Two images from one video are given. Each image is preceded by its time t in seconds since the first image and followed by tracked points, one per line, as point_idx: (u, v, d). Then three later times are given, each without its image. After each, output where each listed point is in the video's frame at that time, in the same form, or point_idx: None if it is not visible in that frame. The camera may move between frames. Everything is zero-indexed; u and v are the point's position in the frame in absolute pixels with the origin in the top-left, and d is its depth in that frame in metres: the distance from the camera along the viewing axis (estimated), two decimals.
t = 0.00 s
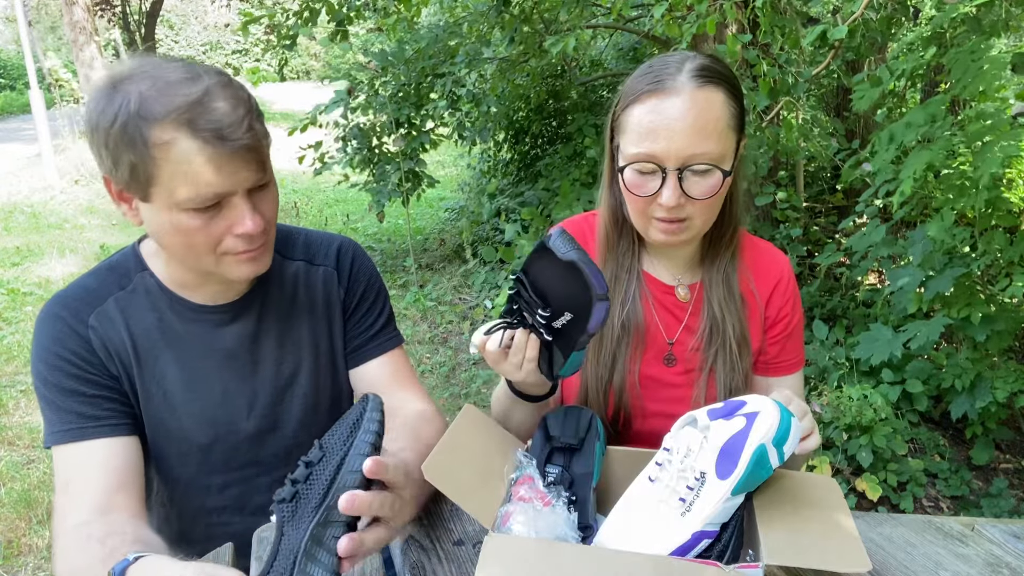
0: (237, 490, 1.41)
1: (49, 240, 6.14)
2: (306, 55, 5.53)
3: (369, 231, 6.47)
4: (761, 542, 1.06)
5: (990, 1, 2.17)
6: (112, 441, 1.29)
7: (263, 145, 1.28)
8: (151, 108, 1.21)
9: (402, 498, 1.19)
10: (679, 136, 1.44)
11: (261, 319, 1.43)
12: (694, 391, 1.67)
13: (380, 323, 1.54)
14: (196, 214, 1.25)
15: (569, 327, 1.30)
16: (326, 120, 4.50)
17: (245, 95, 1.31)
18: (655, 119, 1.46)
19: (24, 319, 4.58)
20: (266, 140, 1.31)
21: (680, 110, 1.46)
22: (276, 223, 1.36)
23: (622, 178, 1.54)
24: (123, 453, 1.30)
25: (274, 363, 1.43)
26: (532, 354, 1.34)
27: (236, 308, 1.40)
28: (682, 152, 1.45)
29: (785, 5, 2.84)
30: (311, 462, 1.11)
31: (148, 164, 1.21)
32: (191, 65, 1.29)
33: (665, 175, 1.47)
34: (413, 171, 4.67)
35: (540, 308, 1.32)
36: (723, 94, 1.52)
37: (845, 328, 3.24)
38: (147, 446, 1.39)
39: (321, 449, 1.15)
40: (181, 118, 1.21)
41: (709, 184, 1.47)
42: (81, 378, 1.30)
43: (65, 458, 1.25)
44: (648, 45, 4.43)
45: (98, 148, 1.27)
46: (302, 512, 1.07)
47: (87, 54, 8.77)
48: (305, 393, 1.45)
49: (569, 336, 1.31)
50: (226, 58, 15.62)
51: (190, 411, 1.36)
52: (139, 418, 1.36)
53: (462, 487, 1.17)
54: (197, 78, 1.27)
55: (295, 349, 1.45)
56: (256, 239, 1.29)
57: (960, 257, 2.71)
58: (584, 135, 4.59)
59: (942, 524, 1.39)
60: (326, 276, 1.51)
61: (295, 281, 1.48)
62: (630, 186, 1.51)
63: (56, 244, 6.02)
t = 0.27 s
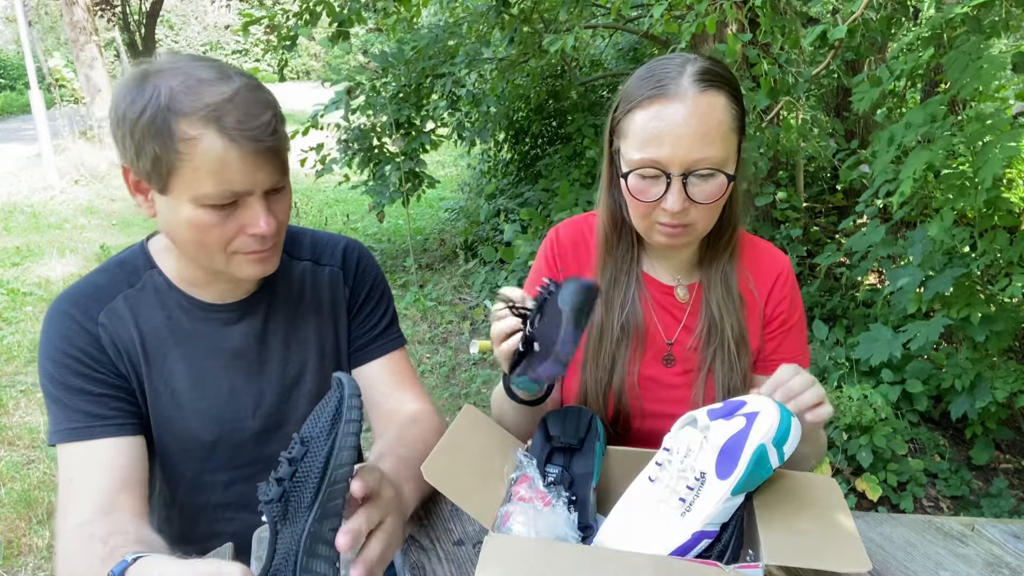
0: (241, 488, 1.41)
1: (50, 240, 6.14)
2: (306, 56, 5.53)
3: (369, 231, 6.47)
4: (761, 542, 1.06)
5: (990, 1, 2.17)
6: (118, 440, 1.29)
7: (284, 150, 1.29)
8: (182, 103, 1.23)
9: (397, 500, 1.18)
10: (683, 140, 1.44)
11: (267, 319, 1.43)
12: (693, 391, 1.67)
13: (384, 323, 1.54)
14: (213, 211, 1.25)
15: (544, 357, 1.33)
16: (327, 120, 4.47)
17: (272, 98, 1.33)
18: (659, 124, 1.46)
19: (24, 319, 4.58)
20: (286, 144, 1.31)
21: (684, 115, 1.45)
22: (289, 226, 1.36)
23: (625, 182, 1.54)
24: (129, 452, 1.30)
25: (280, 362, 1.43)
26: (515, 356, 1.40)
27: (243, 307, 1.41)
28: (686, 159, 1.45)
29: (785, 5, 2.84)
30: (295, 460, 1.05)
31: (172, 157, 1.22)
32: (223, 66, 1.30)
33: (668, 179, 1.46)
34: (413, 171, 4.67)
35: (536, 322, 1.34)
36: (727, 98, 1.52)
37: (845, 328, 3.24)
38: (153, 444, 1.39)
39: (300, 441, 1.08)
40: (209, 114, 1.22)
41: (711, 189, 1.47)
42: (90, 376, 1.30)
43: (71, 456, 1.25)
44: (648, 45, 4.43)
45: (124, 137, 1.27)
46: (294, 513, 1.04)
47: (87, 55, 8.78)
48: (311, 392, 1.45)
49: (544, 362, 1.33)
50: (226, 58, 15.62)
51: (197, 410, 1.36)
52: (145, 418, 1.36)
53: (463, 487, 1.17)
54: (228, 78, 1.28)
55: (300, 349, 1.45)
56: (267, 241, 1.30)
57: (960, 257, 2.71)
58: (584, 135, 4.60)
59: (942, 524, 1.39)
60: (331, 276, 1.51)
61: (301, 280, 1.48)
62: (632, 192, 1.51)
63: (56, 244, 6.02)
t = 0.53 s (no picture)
0: (242, 487, 1.41)
1: (50, 240, 6.14)
2: (306, 56, 5.53)
3: (369, 231, 6.47)
4: (761, 541, 1.06)
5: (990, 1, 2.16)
6: (116, 441, 1.29)
7: (297, 155, 1.30)
8: (199, 103, 1.24)
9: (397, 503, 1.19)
10: (682, 142, 1.44)
11: (270, 318, 1.43)
12: (689, 391, 1.68)
13: (386, 323, 1.54)
14: (225, 210, 1.25)
15: (547, 416, 1.32)
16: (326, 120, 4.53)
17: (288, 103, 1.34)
18: (659, 125, 1.46)
19: (24, 319, 4.58)
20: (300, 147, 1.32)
21: (684, 117, 1.45)
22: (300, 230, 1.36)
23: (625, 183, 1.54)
24: (128, 452, 1.30)
25: (283, 362, 1.43)
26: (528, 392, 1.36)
27: (246, 307, 1.41)
28: (686, 160, 1.45)
29: (785, 5, 2.84)
30: (298, 461, 0.98)
31: (187, 154, 1.22)
32: (241, 70, 1.32)
33: (668, 182, 1.47)
34: (414, 171, 4.65)
35: (585, 396, 1.30)
36: (728, 100, 1.52)
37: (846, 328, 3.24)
38: (154, 444, 1.39)
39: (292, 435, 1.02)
40: (226, 116, 1.22)
41: (712, 190, 1.48)
42: (91, 377, 1.30)
43: (70, 456, 1.25)
44: (648, 45, 4.43)
45: (140, 133, 1.28)
46: (299, 510, 1.00)
47: (87, 54, 8.77)
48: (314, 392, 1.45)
49: (547, 415, 1.33)
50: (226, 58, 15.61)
51: (199, 410, 1.36)
52: (147, 418, 1.36)
53: (462, 487, 1.17)
54: (246, 83, 1.29)
55: (303, 349, 1.45)
56: (276, 243, 1.30)
57: (960, 257, 2.71)
58: (584, 135, 4.60)
59: (942, 524, 1.39)
60: (334, 275, 1.51)
61: (303, 280, 1.48)
62: (632, 194, 1.51)
63: (56, 244, 6.02)
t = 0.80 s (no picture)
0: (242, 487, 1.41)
1: (50, 240, 6.14)
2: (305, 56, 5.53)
3: (369, 231, 6.47)
4: (761, 542, 1.06)
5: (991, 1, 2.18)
6: (113, 442, 1.29)
7: (294, 153, 1.30)
8: (194, 103, 1.23)
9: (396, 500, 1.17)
10: (679, 143, 1.44)
11: (268, 319, 1.43)
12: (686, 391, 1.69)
13: (384, 323, 1.54)
14: (222, 211, 1.25)
15: (529, 424, 1.24)
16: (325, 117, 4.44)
17: (286, 103, 1.33)
18: (655, 126, 1.46)
19: (24, 319, 4.58)
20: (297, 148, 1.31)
21: (681, 119, 1.45)
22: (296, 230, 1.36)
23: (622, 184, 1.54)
24: (125, 453, 1.30)
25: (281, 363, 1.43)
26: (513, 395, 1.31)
27: (244, 308, 1.41)
28: (683, 160, 1.44)
29: (785, 5, 2.84)
30: (274, 466, 0.98)
31: (182, 156, 1.22)
32: (237, 69, 1.31)
33: (665, 182, 1.47)
34: (413, 171, 4.61)
35: (570, 405, 1.22)
36: (725, 101, 1.52)
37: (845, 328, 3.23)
38: (153, 445, 1.39)
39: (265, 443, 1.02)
40: (220, 117, 1.22)
41: (709, 190, 1.47)
42: (89, 378, 1.30)
43: (68, 456, 1.25)
44: (648, 45, 4.43)
45: (135, 136, 1.28)
46: (287, 511, 1.01)
47: (87, 54, 8.77)
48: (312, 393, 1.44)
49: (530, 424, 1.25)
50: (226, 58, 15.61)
51: (197, 411, 1.36)
52: (145, 419, 1.36)
53: (461, 488, 1.17)
54: (240, 80, 1.29)
55: (301, 349, 1.45)
56: (272, 243, 1.29)
57: (960, 257, 2.71)
58: (584, 135, 4.59)
59: (942, 524, 1.39)
60: (332, 275, 1.51)
61: (301, 280, 1.48)
62: (630, 194, 1.52)
63: (55, 244, 6.02)
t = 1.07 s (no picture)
0: (241, 487, 1.41)
1: (50, 240, 6.14)
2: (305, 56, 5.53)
3: (369, 231, 6.47)
4: (761, 546, 1.07)
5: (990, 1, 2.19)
6: (113, 446, 1.29)
7: (285, 151, 1.30)
8: (184, 103, 1.23)
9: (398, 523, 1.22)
10: (677, 143, 1.44)
11: (265, 319, 1.43)
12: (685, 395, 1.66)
13: (381, 323, 1.54)
14: (215, 211, 1.25)
15: (518, 397, 1.31)
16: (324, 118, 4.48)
17: (276, 102, 1.33)
18: (653, 126, 1.45)
19: (24, 319, 4.58)
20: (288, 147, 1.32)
21: (678, 119, 1.45)
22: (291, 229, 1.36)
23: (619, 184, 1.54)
24: (125, 457, 1.30)
25: (278, 364, 1.43)
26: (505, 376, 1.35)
27: (240, 308, 1.41)
28: (681, 160, 1.45)
29: (785, 5, 2.84)
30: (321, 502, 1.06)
31: (173, 156, 1.22)
32: (228, 69, 1.31)
33: (663, 183, 1.47)
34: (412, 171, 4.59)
35: (537, 356, 1.31)
36: (722, 100, 1.52)
37: (845, 329, 3.23)
38: (152, 448, 1.39)
39: (317, 479, 1.07)
40: (210, 117, 1.22)
41: (708, 190, 1.48)
42: (87, 382, 1.30)
43: (67, 461, 1.25)
44: (647, 45, 4.43)
45: (126, 138, 1.28)
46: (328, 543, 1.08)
47: (87, 54, 8.77)
48: (310, 393, 1.45)
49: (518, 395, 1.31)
50: (226, 58, 15.61)
51: (195, 413, 1.36)
52: (144, 423, 1.36)
53: (462, 490, 1.18)
54: (231, 80, 1.29)
55: (298, 350, 1.45)
56: (267, 243, 1.30)
57: (960, 257, 2.71)
58: (584, 135, 4.60)
59: (942, 524, 1.39)
60: (328, 275, 1.51)
61: (298, 280, 1.48)
62: (628, 194, 1.52)
63: (55, 244, 6.02)
